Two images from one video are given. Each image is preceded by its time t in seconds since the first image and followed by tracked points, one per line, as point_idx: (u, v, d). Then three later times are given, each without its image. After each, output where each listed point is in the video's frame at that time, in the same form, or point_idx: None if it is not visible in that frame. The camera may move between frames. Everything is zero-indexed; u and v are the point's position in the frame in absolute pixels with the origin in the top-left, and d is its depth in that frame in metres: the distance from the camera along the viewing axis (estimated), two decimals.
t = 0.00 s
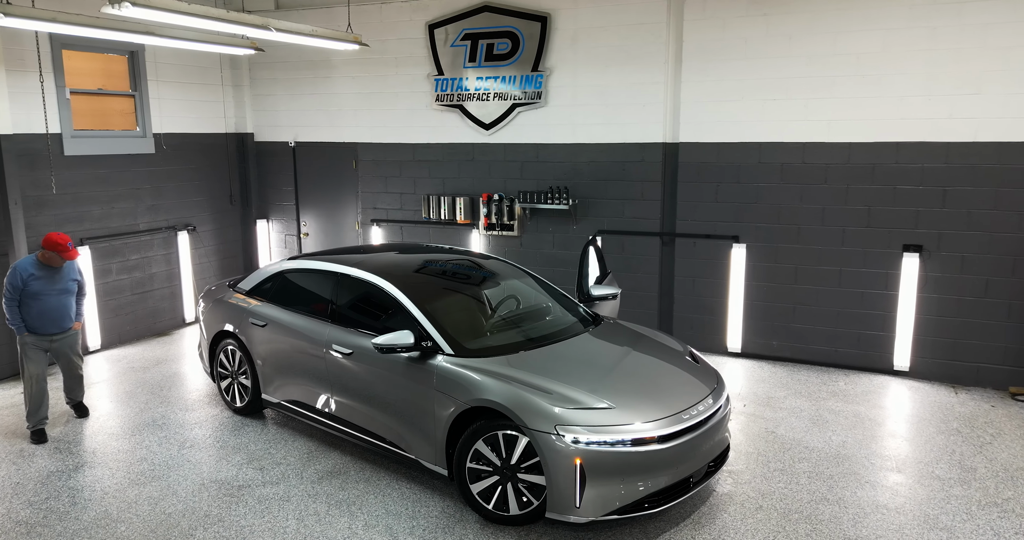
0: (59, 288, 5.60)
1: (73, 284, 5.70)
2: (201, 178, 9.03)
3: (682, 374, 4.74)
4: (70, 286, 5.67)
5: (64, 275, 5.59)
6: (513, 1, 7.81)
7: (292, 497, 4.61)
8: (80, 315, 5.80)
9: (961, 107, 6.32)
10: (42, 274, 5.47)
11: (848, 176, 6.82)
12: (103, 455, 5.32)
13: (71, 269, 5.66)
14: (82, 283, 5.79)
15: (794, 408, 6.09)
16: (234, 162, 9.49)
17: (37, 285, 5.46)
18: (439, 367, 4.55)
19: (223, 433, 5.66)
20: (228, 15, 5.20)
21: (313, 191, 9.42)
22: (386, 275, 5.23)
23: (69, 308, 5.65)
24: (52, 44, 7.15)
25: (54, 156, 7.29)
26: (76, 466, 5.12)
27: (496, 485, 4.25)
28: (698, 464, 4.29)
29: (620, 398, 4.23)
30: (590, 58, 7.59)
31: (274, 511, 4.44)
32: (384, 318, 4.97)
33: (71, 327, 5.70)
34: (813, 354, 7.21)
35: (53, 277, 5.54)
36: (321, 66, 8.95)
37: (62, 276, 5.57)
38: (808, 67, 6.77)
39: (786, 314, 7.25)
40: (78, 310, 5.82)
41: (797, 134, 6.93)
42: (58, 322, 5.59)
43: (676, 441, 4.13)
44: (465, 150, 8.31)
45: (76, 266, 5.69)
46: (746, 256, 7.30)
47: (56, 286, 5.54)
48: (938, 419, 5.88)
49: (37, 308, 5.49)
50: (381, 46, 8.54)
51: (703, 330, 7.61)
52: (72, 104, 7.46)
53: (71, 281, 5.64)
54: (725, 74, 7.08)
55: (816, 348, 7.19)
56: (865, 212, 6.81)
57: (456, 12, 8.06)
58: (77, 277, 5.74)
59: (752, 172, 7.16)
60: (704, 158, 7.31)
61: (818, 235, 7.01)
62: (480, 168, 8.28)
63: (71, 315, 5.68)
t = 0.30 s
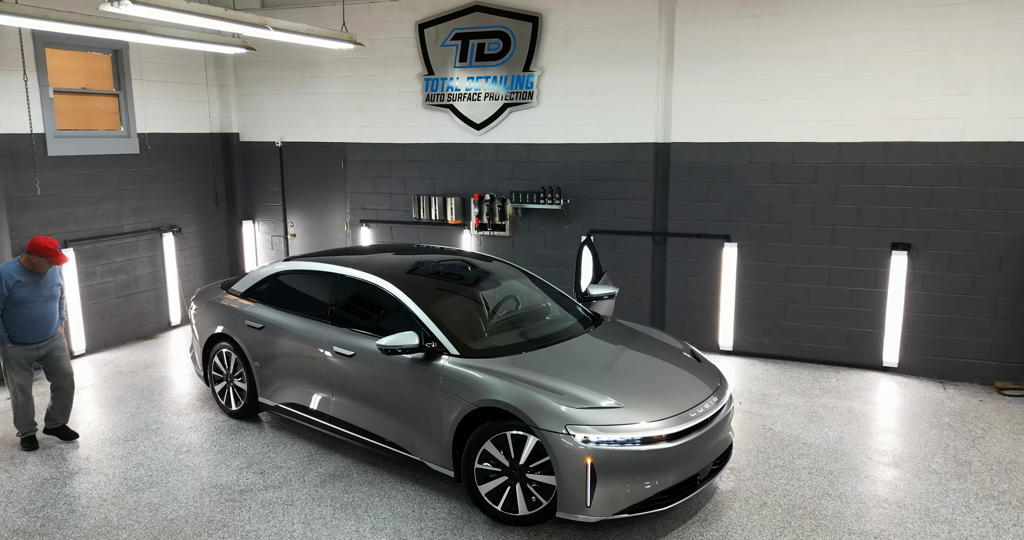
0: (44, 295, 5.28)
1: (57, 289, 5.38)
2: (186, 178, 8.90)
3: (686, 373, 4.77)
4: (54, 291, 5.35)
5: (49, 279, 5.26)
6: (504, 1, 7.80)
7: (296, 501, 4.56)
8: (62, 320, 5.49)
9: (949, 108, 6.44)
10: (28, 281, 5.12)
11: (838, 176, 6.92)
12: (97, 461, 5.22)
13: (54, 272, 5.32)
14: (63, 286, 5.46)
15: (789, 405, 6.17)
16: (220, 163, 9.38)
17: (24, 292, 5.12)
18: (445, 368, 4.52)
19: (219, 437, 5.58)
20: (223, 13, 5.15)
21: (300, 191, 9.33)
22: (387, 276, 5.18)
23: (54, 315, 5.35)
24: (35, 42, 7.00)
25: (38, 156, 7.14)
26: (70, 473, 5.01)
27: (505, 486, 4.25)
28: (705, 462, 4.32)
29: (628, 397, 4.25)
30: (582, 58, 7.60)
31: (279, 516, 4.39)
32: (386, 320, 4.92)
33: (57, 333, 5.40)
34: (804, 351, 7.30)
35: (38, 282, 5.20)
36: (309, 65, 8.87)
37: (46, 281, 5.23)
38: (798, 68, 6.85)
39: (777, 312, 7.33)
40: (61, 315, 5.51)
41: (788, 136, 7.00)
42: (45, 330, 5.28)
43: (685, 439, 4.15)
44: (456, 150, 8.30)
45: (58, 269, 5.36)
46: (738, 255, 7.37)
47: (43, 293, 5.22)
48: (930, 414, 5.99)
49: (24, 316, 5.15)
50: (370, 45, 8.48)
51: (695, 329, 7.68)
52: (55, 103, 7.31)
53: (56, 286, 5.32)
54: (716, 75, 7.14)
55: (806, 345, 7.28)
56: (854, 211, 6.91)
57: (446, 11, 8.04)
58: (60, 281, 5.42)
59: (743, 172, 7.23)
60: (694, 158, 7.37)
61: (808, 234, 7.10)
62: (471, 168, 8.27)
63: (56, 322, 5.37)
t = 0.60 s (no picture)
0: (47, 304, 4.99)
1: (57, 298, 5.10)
2: (171, 179, 8.77)
3: (690, 371, 4.79)
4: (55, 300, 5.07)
5: (52, 287, 4.97)
6: (495, 1, 7.80)
7: (300, 505, 4.51)
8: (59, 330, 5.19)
9: (936, 108, 6.55)
10: (33, 288, 4.84)
11: (827, 175, 7.01)
12: (92, 467, 5.12)
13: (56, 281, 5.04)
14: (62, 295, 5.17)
15: (784, 402, 6.23)
16: (205, 164, 9.26)
17: (28, 300, 4.82)
18: (451, 369, 4.49)
19: (215, 441, 5.51)
20: (222, 12, 5.14)
21: (287, 192, 9.24)
22: (387, 277, 5.14)
23: (54, 325, 5.06)
24: (18, 40, 6.85)
25: (21, 157, 6.99)
26: (65, 480, 4.91)
27: (513, 486, 4.25)
28: (711, 459, 4.34)
29: (635, 396, 4.25)
30: (573, 58, 7.62)
31: (283, 520, 4.34)
32: (388, 321, 4.88)
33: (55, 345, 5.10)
34: (795, 348, 7.38)
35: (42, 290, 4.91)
36: (296, 65, 8.79)
37: (50, 289, 4.95)
38: (789, 69, 6.92)
39: (767, 310, 7.41)
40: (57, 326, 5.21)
41: (779, 136, 7.08)
42: (45, 341, 4.98)
43: (692, 437, 4.16)
44: (447, 150, 8.27)
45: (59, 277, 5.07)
46: (729, 254, 7.44)
47: (46, 301, 4.93)
48: (921, 409, 6.09)
49: (26, 326, 4.85)
50: (359, 44, 8.42)
51: (687, 327, 7.74)
52: (38, 103, 7.16)
53: (58, 294, 5.04)
54: (707, 76, 7.19)
55: (797, 342, 7.37)
56: (844, 210, 7.01)
57: (437, 11, 8.02)
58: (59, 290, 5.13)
59: (735, 172, 7.29)
60: (686, 158, 7.42)
61: (798, 233, 7.18)
62: (462, 169, 8.25)
63: (55, 332, 5.08)
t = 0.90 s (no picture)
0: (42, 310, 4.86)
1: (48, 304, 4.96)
2: (155, 179, 8.63)
3: (692, 370, 4.81)
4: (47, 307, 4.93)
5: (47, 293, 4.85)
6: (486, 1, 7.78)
7: (303, 509, 4.47)
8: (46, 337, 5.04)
9: (923, 109, 6.67)
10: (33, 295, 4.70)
11: (817, 175, 7.10)
12: (86, 473, 5.02)
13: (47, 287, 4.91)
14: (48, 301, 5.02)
15: (778, 400, 6.30)
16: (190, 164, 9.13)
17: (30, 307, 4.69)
18: (455, 369, 4.47)
19: (211, 445, 5.44)
20: (220, 10, 5.09)
21: (274, 192, 9.14)
22: (387, 278, 5.10)
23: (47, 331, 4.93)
24: None
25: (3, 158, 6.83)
26: (59, 487, 4.81)
27: (521, 487, 4.25)
28: (716, 456, 4.37)
29: (641, 395, 4.27)
30: (565, 58, 7.63)
31: (288, 524, 4.30)
32: (390, 322, 4.85)
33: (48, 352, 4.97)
34: (786, 346, 7.47)
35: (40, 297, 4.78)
36: (284, 64, 8.70)
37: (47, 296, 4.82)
38: (779, 70, 7.00)
39: (758, 308, 7.49)
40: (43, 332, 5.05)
41: (769, 136, 7.15)
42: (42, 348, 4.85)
43: (699, 436, 4.18)
44: (438, 150, 8.24)
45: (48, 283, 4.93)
46: (721, 253, 7.51)
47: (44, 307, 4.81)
48: (912, 405, 6.19)
49: (27, 333, 4.71)
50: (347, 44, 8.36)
51: (678, 326, 7.79)
52: (21, 102, 7.01)
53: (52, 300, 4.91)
54: (698, 77, 7.25)
55: (787, 340, 7.46)
56: (833, 210, 7.10)
57: (427, 11, 7.99)
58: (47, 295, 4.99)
59: (725, 172, 7.36)
60: (677, 158, 7.47)
61: (789, 232, 7.27)
62: (452, 169, 8.23)
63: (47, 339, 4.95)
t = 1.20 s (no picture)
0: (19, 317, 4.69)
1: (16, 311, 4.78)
2: (140, 180, 8.49)
3: (693, 369, 4.84)
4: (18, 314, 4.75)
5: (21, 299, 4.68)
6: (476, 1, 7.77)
7: (307, 513, 4.43)
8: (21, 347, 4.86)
9: (910, 109, 6.78)
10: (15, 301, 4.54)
11: (806, 175, 7.18)
12: (80, 480, 4.93)
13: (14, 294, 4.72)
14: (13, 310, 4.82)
15: (772, 397, 6.37)
16: (174, 165, 8.99)
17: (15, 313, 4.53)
18: (460, 370, 4.46)
19: (207, 450, 5.36)
20: (216, 8, 5.03)
21: (261, 193, 9.04)
22: (386, 278, 5.07)
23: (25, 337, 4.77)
24: None
25: None
26: (53, 495, 4.72)
27: (527, 487, 4.24)
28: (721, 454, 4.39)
29: (646, 394, 4.29)
30: (556, 59, 7.64)
31: (293, 528, 4.25)
32: (391, 323, 4.82)
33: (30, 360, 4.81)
34: (776, 344, 7.55)
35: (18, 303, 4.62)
36: (271, 63, 8.61)
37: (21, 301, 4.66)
38: (769, 71, 7.08)
39: (749, 307, 7.57)
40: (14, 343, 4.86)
41: (759, 136, 7.23)
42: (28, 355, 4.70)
43: (704, 434, 4.21)
44: (428, 150, 8.21)
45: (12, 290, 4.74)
46: (712, 252, 7.57)
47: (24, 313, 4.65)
48: (902, 400, 6.29)
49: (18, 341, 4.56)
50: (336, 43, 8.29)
51: (670, 324, 7.84)
52: (3, 101, 6.85)
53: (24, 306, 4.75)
54: (689, 77, 7.30)
55: (778, 338, 7.54)
56: (822, 209, 7.20)
57: (417, 10, 7.95)
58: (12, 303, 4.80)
59: (716, 171, 7.42)
60: (668, 158, 7.51)
61: (779, 231, 7.35)
62: (443, 169, 8.20)
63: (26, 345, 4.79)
